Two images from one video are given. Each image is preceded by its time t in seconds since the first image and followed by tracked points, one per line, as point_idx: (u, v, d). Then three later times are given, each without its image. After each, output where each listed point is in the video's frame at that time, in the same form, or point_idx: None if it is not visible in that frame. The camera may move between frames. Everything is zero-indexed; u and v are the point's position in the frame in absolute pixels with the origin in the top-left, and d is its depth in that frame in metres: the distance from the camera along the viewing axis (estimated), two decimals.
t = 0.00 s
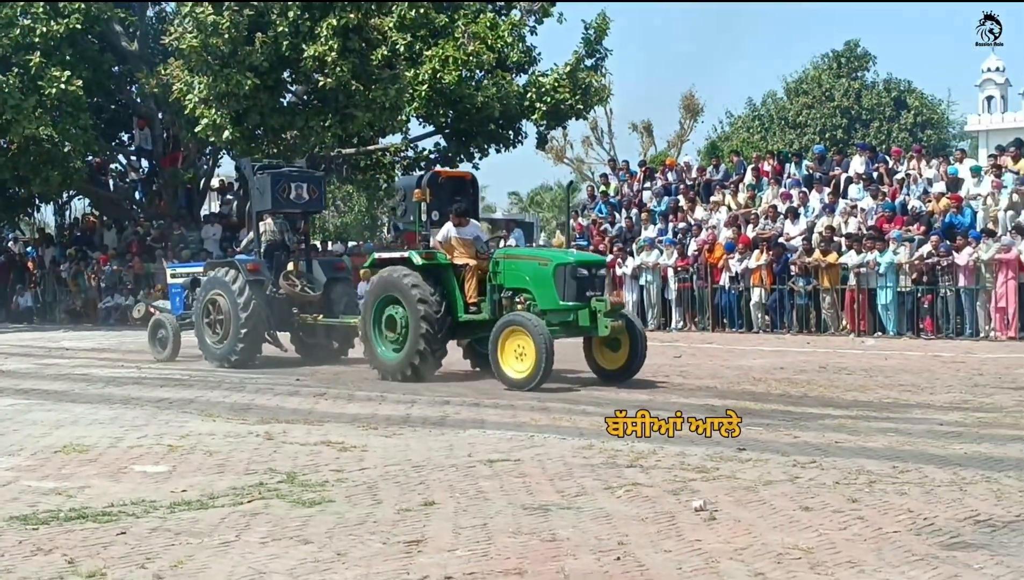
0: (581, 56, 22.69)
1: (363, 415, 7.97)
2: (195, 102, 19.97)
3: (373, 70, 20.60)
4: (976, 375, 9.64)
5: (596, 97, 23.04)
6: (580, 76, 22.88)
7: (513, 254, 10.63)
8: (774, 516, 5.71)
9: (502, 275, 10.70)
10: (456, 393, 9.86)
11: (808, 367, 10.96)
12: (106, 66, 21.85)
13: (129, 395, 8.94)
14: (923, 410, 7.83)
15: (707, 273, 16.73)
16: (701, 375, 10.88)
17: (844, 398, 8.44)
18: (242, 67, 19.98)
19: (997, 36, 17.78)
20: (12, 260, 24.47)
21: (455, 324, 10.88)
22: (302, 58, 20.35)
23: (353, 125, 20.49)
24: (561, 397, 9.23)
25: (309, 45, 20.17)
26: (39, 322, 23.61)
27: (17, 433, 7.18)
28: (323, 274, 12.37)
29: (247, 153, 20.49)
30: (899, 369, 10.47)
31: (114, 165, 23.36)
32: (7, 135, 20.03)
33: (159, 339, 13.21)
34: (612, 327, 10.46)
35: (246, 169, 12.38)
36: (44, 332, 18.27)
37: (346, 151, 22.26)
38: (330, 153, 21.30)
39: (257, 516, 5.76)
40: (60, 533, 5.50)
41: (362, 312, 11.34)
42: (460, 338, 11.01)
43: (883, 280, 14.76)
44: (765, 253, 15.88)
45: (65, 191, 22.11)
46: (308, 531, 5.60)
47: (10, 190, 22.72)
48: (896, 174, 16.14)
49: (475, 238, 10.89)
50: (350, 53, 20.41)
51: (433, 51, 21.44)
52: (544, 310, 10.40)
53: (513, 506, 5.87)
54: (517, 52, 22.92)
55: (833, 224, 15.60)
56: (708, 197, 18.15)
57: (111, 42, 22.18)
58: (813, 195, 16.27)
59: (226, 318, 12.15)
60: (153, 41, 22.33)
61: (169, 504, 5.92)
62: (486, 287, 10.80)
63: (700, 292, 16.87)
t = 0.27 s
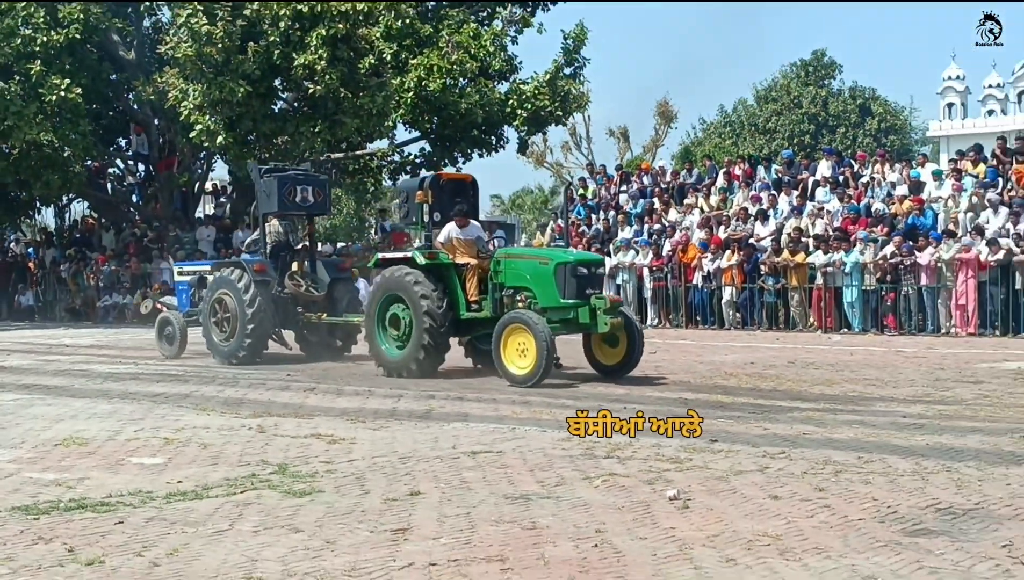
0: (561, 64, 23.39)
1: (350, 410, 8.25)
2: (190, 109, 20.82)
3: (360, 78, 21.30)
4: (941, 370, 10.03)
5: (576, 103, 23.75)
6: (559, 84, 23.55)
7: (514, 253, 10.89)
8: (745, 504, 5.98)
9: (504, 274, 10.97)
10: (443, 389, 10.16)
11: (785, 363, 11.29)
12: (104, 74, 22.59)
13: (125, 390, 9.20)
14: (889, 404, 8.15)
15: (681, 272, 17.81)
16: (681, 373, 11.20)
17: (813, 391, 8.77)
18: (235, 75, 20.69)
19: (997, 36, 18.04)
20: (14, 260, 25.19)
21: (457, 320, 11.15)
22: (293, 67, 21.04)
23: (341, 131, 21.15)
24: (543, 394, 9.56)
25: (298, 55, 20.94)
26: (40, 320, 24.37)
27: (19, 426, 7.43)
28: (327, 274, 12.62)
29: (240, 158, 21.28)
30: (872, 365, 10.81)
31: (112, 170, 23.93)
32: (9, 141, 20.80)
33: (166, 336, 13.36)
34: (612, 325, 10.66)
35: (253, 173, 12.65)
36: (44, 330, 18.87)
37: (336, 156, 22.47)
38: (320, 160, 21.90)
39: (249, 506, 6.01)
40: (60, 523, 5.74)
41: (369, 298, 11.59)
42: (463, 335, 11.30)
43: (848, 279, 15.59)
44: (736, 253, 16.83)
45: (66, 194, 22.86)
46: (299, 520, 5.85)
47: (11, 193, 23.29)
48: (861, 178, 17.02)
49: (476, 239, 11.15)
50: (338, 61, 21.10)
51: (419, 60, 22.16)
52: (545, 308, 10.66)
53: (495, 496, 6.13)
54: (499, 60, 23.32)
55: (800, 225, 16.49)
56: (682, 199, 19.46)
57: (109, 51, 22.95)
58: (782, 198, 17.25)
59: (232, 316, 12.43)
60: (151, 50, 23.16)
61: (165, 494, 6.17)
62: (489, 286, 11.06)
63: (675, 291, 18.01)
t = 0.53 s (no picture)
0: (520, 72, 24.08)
1: (317, 405, 8.60)
2: (165, 115, 21.72)
3: (328, 85, 22.37)
4: (877, 363, 10.77)
5: (534, 110, 24.36)
6: (518, 92, 24.19)
7: (509, 252, 11.19)
8: (693, 489, 6.35)
9: (499, 272, 11.28)
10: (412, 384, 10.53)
11: (743, 359, 11.75)
12: (83, 83, 23.24)
13: (103, 384, 9.49)
14: (831, 398, 8.61)
15: (635, 271, 19.11)
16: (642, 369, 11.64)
17: (759, 382, 9.53)
18: (208, 82, 21.73)
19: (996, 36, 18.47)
20: None
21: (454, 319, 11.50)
22: (263, 75, 22.09)
23: (310, 136, 22.19)
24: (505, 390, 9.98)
25: (269, 64, 21.91)
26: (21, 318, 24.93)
27: None
28: (321, 272, 12.89)
29: (213, 162, 22.18)
30: (822, 360, 11.32)
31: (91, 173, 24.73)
32: None
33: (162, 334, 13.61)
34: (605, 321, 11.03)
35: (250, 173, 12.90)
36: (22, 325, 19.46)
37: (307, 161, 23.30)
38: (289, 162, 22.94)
39: (223, 494, 6.32)
40: (42, 511, 6.02)
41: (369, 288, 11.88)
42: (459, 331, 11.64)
43: (791, 277, 16.85)
44: (686, 253, 18.11)
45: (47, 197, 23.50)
46: (270, 507, 6.15)
47: None
48: (803, 181, 18.32)
49: (470, 237, 11.54)
50: (308, 70, 22.19)
51: (384, 69, 22.83)
52: (541, 305, 10.97)
53: (458, 483, 6.48)
54: (460, 69, 24.12)
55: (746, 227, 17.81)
56: (634, 202, 20.88)
57: (87, 61, 23.56)
58: (729, 202, 18.65)
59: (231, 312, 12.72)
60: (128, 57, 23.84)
61: (142, 483, 6.46)
62: (484, 284, 11.37)
63: (628, 288, 19.31)
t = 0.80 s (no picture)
0: (496, 83, 24.91)
1: (303, 397, 9.01)
2: (160, 123, 22.46)
3: (314, 95, 23.32)
4: (832, 357, 11.45)
5: (508, 119, 25.19)
6: (493, 102, 25.02)
7: (509, 253, 11.52)
8: (658, 475, 6.77)
9: (500, 272, 11.60)
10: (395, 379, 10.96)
11: (714, 355, 12.23)
12: (82, 93, 24.15)
13: (99, 377, 9.88)
14: (791, 392, 9.09)
15: (603, 270, 19.69)
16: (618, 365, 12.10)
17: (720, 376, 10.24)
18: (200, 92, 22.59)
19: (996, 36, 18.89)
20: None
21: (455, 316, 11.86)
22: (252, 86, 23.02)
23: (297, 143, 23.22)
24: (483, 385, 10.45)
25: (258, 75, 22.87)
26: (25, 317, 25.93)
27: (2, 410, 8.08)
28: (326, 272, 13.42)
29: (206, 168, 23.05)
30: (788, 357, 11.81)
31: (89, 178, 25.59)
32: None
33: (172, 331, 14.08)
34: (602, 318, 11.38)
35: (258, 177, 13.35)
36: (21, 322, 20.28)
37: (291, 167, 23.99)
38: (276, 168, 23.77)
39: (214, 481, 6.69)
40: (43, 497, 6.39)
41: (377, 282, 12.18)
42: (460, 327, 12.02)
43: (750, 276, 17.55)
44: (651, 253, 18.72)
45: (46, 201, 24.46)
46: (259, 494, 6.53)
47: None
48: (761, 186, 19.12)
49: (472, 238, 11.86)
50: (295, 81, 23.08)
51: (366, 80, 23.70)
52: (540, 304, 11.29)
53: (437, 471, 6.88)
54: (439, 80, 24.92)
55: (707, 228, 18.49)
56: (603, 205, 21.57)
57: (86, 72, 24.67)
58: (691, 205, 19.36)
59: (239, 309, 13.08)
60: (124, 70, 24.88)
61: (137, 471, 6.82)
62: (485, 283, 11.70)
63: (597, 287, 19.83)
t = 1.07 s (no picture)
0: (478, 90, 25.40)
1: (290, 394, 9.27)
2: (151, 129, 22.90)
3: (301, 102, 23.67)
4: (799, 356, 11.87)
5: (488, 125, 25.68)
6: (474, 109, 25.44)
7: (512, 255, 11.74)
8: (631, 468, 7.06)
9: (502, 273, 11.82)
10: (380, 377, 11.26)
11: (692, 356, 12.55)
12: (76, 99, 24.54)
13: (91, 374, 10.12)
14: (763, 390, 9.40)
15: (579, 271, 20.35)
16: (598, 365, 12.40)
17: (692, 376, 10.60)
18: (189, 98, 22.91)
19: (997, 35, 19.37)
20: None
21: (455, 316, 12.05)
22: (241, 92, 23.27)
23: (284, 148, 23.52)
24: (463, 384, 10.77)
25: (247, 81, 23.13)
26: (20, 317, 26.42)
27: None
28: (327, 273, 13.68)
29: (195, 172, 23.65)
30: (764, 357, 12.14)
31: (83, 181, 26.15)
32: None
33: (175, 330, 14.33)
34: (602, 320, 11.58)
35: (260, 179, 13.61)
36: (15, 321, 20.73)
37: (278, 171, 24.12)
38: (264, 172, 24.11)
39: (203, 475, 6.93)
40: (36, 491, 6.60)
41: (383, 282, 12.35)
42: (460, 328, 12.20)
43: (721, 276, 18.15)
44: (625, 255, 19.37)
45: (40, 203, 24.97)
46: (246, 487, 6.76)
47: None
48: (731, 191, 19.94)
49: (472, 240, 12.18)
50: (282, 87, 23.36)
51: (352, 87, 24.04)
52: (542, 305, 11.49)
53: (418, 465, 7.15)
54: (421, 88, 25.05)
55: (680, 230, 19.17)
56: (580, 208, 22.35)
57: (79, 78, 24.94)
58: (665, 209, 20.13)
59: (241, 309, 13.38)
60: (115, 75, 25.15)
61: (128, 465, 7.05)
62: (488, 284, 11.93)
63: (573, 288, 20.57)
